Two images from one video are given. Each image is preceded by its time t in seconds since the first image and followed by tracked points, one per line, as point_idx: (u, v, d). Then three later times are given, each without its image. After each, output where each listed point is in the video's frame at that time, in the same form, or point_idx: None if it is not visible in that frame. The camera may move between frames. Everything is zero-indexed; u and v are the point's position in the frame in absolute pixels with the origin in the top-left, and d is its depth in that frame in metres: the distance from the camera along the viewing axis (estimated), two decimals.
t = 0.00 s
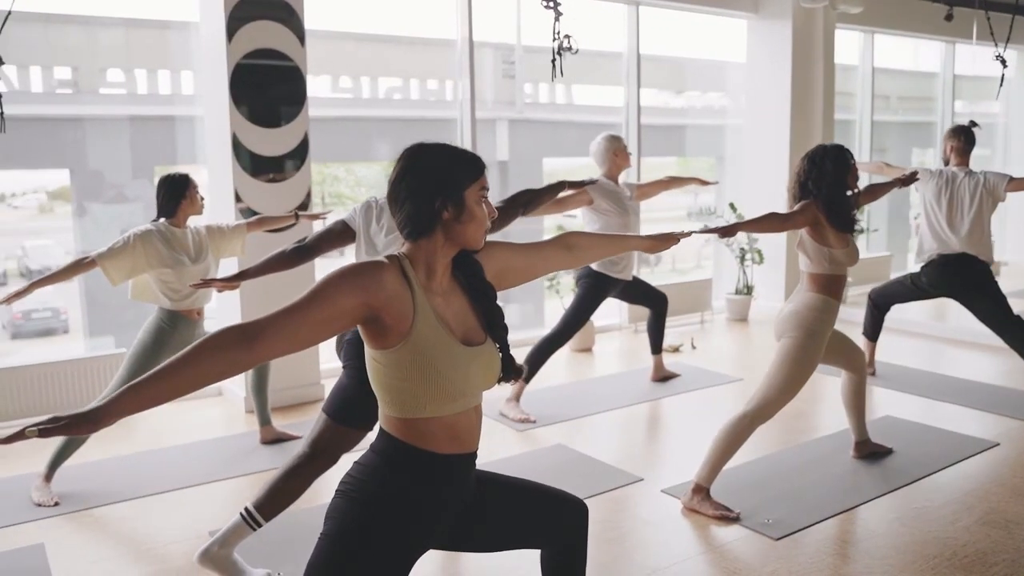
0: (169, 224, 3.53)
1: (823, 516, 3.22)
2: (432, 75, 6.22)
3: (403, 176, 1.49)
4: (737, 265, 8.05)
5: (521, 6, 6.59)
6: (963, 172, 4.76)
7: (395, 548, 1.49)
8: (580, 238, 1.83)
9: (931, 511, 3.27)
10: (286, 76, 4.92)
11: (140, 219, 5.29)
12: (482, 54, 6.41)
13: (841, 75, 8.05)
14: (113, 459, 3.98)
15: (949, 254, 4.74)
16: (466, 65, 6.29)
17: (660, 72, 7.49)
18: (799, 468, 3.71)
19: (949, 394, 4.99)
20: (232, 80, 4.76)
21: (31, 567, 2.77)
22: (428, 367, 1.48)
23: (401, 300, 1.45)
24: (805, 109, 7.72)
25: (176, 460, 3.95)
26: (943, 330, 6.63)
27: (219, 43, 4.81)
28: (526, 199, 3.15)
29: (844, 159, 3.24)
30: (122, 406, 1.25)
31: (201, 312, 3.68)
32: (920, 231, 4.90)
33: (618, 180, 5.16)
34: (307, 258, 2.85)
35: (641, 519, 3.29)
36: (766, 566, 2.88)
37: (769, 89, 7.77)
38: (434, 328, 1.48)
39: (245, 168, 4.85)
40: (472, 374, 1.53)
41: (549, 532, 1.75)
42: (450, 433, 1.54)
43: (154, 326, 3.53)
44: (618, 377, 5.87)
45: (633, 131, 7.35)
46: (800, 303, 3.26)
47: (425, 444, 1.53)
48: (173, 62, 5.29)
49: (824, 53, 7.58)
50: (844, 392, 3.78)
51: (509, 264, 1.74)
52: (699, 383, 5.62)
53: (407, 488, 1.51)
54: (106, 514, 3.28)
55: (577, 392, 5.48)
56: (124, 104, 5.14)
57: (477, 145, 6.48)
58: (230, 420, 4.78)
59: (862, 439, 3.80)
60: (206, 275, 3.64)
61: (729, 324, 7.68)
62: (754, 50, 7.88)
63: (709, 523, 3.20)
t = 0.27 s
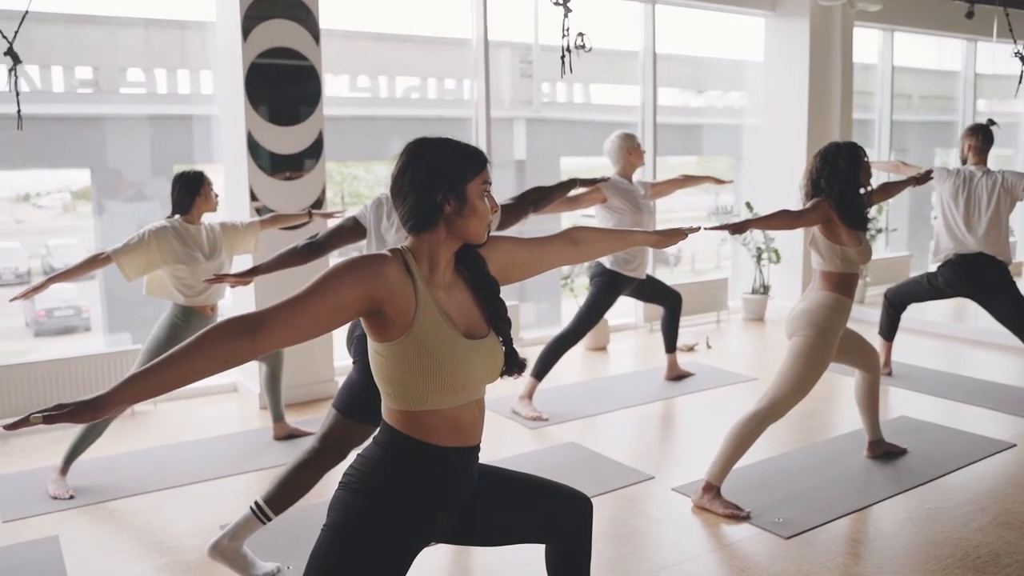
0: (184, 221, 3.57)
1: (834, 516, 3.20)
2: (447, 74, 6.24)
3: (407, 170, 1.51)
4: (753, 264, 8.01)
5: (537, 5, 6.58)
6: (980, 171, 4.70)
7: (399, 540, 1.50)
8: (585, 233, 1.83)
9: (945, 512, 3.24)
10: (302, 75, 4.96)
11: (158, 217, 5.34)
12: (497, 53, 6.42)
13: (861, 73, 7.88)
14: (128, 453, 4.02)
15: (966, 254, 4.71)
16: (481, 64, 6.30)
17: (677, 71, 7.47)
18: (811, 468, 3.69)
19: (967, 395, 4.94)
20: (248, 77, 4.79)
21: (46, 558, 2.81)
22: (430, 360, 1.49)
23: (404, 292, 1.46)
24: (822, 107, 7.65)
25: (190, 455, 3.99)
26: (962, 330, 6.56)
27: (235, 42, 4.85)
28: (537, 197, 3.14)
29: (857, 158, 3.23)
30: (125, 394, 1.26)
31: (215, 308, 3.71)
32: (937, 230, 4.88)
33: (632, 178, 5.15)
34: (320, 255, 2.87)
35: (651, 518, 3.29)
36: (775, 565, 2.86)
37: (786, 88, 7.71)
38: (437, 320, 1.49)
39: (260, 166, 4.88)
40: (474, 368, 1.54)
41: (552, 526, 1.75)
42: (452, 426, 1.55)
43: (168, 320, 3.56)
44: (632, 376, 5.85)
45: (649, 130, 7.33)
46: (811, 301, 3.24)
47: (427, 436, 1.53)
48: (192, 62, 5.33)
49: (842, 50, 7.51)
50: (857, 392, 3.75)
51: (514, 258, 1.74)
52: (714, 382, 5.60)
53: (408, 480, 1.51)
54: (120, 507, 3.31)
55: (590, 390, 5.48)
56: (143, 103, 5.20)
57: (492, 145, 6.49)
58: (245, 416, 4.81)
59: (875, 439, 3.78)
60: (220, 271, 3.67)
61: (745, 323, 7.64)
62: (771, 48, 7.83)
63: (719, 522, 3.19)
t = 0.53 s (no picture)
0: (200, 217, 3.60)
1: (847, 516, 3.17)
2: (466, 74, 6.26)
3: (412, 165, 1.52)
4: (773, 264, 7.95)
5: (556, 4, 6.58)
6: (1002, 170, 4.65)
7: (402, 534, 1.51)
8: (592, 228, 1.83)
9: (961, 514, 3.20)
10: (320, 74, 4.99)
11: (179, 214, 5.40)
12: (515, 53, 6.43)
13: (881, 72, 7.86)
14: (147, 448, 4.07)
15: (986, 254, 4.67)
16: (499, 63, 6.31)
17: (696, 70, 7.44)
18: (825, 468, 3.66)
19: (988, 397, 4.88)
20: (265, 75, 4.83)
21: (64, 549, 2.85)
22: (433, 354, 1.50)
23: (408, 287, 1.48)
24: (843, 105, 7.55)
25: (207, 449, 4.03)
26: (984, 331, 6.48)
27: (254, 41, 4.89)
28: (551, 195, 3.14)
29: (873, 157, 3.21)
30: (130, 385, 1.28)
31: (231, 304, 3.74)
32: (957, 228, 4.84)
33: (649, 177, 5.13)
34: (333, 251, 2.89)
35: (663, 516, 3.28)
36: (787, 565, 2.85)
37: (804, 87, 7.64)
38: (441, 315, 1.49)
39: (278, 163, 4.92)
40: (478, 362, 1.54)
41: (558, 522, 1.76)
42: (456, 420, 1.56)
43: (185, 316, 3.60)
44: (649, 374, 5.84)
45: (668, 130, 7.31)
46: (826, 300, 3.22)
47: (430, 430, 1.54)
48: (214, 61, 5.37)
49: (863, 48, 7.43)
50: (873, 392, 3.72)
51: (520, 253, 1.74)
52: (730, 381, 5.58)
53: (413, 474, 1.52)
54: (137, 500, 3.36)
55: (606, 389, 5.47)
56: (167, 102, 5.26)
57: (509, 144, 6.50)
58: (262, 412, 4.86)
59: (891, 440, 3.75)
60: (236, 268, 3.70)
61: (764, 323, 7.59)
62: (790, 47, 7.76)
63: (731, 521, 3.18)
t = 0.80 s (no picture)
0: (219, 214, 3.64)
1: (862, 517, 3.15)
2: (485, 73, 6.27)
3: (418, 161, 1.53)
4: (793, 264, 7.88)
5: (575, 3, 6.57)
6: None
7: (407, 530, 1.52)
8: (601, 225, 1.83)
9: (978, 516, 3.17)
10: (338, 73, 5.02)
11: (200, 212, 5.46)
12: (533, 52, 6.42)
13: (904, 70, 7.69)
14: (165, 442, 4.11)
15: (1009, 254, 4.64)
16: (518, 62, 6.32)
17: (717, 69, 7.41)
18: (841, 468, 3.63)
19: (1010, 399, 4.82)
20: (284, 74, 4.88)
21: (82, 540, 2.90)
22: (439, 349, 1.51)
23: (414, 281, 1.49)
24: (865, 104, 7.47)
25: (225, 445, 4.07)
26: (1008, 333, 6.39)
27: (273, 40, 4.93)
28: (565, 192, 3.13)
29: (890, 155, 3.18)
30: (139, 376, 1.30)
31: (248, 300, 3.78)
32: (979, 228, 4.80)
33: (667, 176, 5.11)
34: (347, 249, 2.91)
35: (676, 516, 3.27)
36: (799, 565, 2.83)
37: (825, 86, 7.58)
38: (446, 310, 1.51)
39: (297, 162, 4.96)
40: (483, 357, 1.55)
41: (564, 518, 1.76)
42: (461, 415, 1.57)
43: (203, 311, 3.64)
44: (666, 374, 5.82)
45: (688, 129, 7.27)
46: (842, 300, 3.20)
47: (436, 425, 1.56)
48: (237, 61, 5.42)
49: (886, 46, 7.35)
50: (890, 393, 3.69)
51: (528, 250, 1.74)
52: (747, 381, 5.54)
53: (418, 468, 1.53)
54: (154, 493, 3.41)
55: (622, 388, 5.46)
56: (191, 101, 5.31)
57: (528, 144, 6.50)
58: (279, 408, 4.90)
59: (907, 441, 3.71)
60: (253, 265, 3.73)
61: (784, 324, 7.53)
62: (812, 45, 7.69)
63: (744, 521, 3.17)
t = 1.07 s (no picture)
0: (235, 212, 3.68)
1: (875, 518, 3.12)
2: (502, 72, 6.28)
3: (425, 157, 1.53)
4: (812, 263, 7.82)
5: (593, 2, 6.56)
6: None
7: (411, 524, 1.53)
8: (610, 223, 1.82)
9: (995, 518, 3.13)
10: (355, 72, 5.05)
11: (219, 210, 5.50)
12: (550, 51, 6.42)
13: (925, 69, 7.62)
14: (182, 438, 4.15)
15: None
16: (535, 61, 6.32)
17: (737, 68, 7.37)
18: (855, 469, 3.61)
19: None
20: (301, 73, 4.90)
21: (99, 533, 2.94)
22: (443, 344, 1.52)
23: (419, 276, 1.50)
24: (886, 103, 7.39)
25: (240, 440, 4.11)
26: None
27: (290, 40, 4.96)
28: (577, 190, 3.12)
29: (907, 153, 3.15)
30: (146, 367, 1.31)
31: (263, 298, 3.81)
32: (999, 227, 4.76)
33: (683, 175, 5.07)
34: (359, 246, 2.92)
35: (688, 515, 3.27)
36: (810, 565, 2.81)
37: (845, 85, 7.51)
38: (450, 305, 1.51)
39: (314, 161, 4.99)
40: (488, 353, 1.56)
41: (571, 515, 1.77)
42: (465, 410, 1.58)
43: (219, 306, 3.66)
44: (682, 373, 5.80)
45: (705, 129, 7.23)
46: (856, 299, 3.18)
47: (440, 419, 1.56)
48: (256, 61, 5.46)
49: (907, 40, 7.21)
50: (906, 394, 3.66)
51: (535, 246, 1.75)
52: (763, 381, 5.51)
53: (422, 462, 1.54)
54: (170, 488, 3.44)
55: (637, 387, 5.45)
56: (211, 100, 5.36)
57: (544, 143, 6.50)
58: (295, 405, 4.93)
59: (924, 442, 3.68)
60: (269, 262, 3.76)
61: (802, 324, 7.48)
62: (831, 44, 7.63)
63: (756, 520, 3.15)
